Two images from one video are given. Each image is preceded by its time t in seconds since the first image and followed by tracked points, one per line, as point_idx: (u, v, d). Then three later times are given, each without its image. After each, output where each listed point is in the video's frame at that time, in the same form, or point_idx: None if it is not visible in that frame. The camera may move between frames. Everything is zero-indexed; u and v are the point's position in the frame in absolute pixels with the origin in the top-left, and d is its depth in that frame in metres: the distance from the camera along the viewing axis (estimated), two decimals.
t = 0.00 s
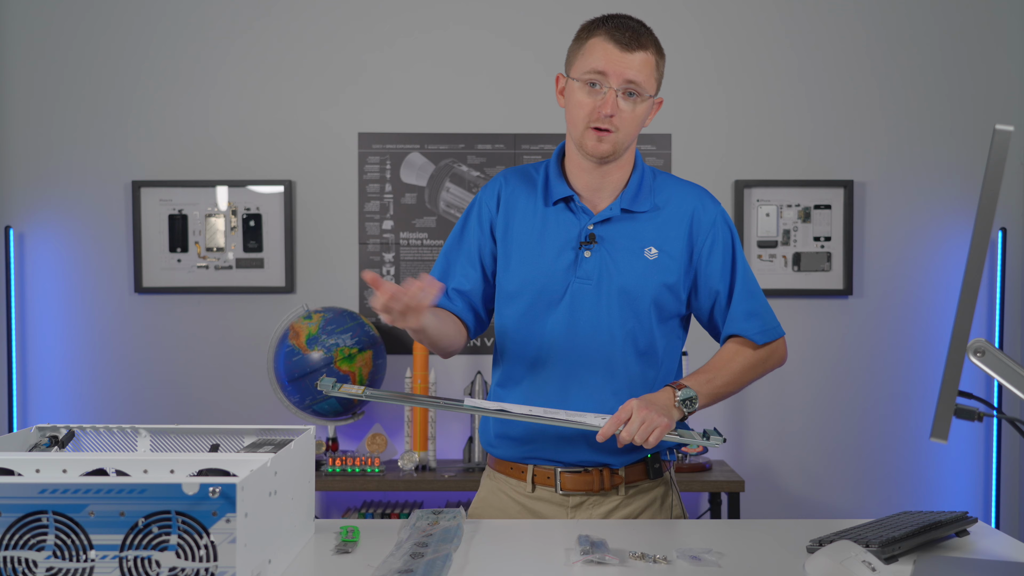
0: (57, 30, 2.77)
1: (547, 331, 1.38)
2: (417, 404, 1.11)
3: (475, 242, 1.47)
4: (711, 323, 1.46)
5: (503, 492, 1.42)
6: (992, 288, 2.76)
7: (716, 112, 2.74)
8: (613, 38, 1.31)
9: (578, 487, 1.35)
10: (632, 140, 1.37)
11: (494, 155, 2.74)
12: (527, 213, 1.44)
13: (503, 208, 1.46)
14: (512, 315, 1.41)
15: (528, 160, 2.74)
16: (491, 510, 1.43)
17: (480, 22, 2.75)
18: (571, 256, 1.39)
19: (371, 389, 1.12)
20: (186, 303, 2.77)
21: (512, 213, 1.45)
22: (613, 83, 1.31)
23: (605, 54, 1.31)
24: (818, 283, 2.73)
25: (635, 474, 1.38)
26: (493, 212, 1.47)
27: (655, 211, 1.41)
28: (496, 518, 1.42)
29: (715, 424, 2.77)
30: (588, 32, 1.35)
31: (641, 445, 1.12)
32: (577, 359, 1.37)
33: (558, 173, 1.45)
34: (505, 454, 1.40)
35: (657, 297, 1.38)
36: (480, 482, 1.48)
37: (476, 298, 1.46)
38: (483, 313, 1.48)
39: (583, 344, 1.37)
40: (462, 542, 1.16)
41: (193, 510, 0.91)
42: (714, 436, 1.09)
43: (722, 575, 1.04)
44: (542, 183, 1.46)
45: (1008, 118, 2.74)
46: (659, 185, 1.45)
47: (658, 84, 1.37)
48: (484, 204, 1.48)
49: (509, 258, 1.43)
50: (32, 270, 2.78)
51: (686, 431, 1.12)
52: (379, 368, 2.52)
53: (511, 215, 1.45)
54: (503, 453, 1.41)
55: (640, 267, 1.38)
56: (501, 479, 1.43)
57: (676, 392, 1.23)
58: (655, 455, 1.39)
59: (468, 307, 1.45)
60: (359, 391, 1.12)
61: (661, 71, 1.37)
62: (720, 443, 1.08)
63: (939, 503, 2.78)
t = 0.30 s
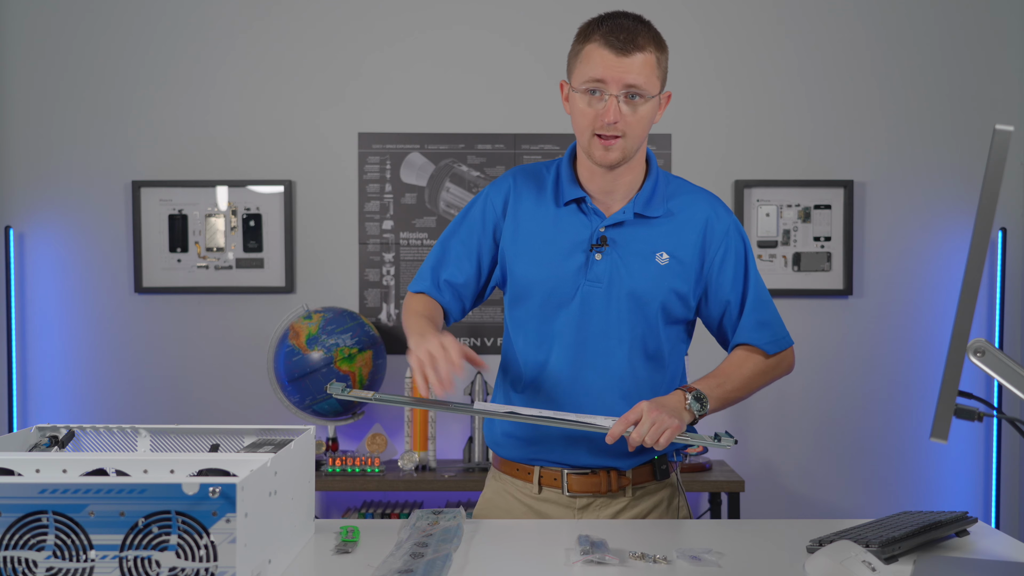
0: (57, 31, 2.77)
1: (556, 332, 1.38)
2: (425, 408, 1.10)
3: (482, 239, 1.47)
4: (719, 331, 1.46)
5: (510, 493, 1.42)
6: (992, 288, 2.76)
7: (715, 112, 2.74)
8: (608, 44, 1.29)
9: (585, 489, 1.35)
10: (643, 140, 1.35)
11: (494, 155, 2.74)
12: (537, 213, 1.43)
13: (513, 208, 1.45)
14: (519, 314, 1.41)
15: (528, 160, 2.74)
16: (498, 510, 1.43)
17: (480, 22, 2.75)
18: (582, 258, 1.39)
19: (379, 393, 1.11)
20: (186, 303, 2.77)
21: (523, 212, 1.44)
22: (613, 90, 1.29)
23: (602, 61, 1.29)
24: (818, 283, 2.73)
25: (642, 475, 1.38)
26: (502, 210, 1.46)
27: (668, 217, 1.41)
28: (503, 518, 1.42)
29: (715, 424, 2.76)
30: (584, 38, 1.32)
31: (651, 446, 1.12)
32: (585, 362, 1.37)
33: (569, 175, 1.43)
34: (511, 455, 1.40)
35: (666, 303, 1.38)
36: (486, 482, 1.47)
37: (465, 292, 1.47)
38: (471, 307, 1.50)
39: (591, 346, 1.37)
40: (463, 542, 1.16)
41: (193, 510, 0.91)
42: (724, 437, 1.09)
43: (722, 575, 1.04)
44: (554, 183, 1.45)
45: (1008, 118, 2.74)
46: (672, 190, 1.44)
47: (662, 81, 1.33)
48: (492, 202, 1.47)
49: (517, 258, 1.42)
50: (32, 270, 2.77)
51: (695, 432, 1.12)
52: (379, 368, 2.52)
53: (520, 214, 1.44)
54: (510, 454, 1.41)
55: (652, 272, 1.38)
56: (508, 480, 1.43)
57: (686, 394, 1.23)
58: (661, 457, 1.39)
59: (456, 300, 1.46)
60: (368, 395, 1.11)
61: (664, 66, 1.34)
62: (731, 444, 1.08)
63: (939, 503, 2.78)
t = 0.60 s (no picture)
0: (57, 31, 2.77)
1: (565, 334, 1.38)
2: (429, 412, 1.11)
3: (490, 244, 1.47)
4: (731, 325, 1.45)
5: (516, 492, 1.42)
6: (992, 288, 2.76)
7: (716, 112, 2.74)
8: (588, 40, 1.29)
9: (591, 489, 1.34)
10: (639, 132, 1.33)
11: (494, 155, 2.74)
12: (542, 215, 1.43)
13: (519, 211, 1.45)
14: (529, 318, 1.41)
15: (528, 160, 2.73)
16: (503, 509, 1.43)
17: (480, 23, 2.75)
18: (588, 259, 1.39)
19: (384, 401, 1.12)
20: (186, 303, 2.77)
21: (528, 215, 1.44)
22: (598, 83, 1.28)
23: (585, 56, 1.29)
24: (818, 283, 2.73)
25: (649, 476, 1.37)
26: (508, 213, 1.46)
27: (673, 214, 1.40)
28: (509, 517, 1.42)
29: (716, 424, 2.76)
30: (567, 41, 1.34)
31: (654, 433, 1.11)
32: (595, 363, 1.37)
33: (573, 176, 1.43)
34: (518, 454, 1.41)
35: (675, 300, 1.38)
36: (493, 481, 1.48)
37: (476, 297, 1.47)
38: (483, 310, 1.49)
39: (600, 347, 1.37)
40: (463, 542, 1.16)
41: (193, 510, 0.91)
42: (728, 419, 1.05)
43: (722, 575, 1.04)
44: (558, 185, 1.45)
45: (1008, 118, 2.74)
46: (677, 187, 1.44)
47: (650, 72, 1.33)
48: (498, 206, 1.47)
49: (525, 261, 1.42)
50: (32, 269, 2.77)
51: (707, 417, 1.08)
52: (379, 367, 2.52)
53: (526, 217, 1.44)
54: (518, 453, 1.41)
55: (659, 271, 1.38)
56: (514, 479, 1.43)
57: (694, 379, 1.23)
58: (668, 458, 1.38)
59: (467, 305, 1.46)
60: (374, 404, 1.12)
61: (650, 57, 1.34)
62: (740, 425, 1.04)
63: (939, 504, 2.78)
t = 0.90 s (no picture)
0: (57, 31, 2.77)
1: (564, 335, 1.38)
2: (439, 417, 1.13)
3: (490, 247, 1.48)
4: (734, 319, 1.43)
5: (515, 491, 1.42)
6: (992, 288, 2.76)
7: (716, 112, 2.74)
8: (559, 59, 1.27)
9: (589, 487, 1.35)
10: (621, 142, 1.31)
11: (494, 155, 2.74)
12: (539, 217, 1.44)
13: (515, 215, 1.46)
14: (527, 319, 1.42)
15: (528, 160, 2.73)
16: (502, 509, 1.43)
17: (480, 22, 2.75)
18: (585, 259, 1.39)
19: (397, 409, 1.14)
20: (186, 303, 2.77)
21: (525, 217, 1.45)
22: (570, 102, 1.26)
23: (558, 76, 1.26)
24: (817, 283, 2.73)
25: (647, 475, 1.36)
26: (505, 217, 1.47)
27: (669, 210, 1.39)
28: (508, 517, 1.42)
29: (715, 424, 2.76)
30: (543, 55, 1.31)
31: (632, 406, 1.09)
32: (595, 363, 1.37)
33: (569, 179, 1.44)
34: (517, 453, 1.41)
35: (673, 297, 1.37)
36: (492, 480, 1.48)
37: (476, 301, 1.47)
38: (484, 315, 1.49)
39: (599, 347, 1.37)
40: (463, 542, 1.16)
41: (193, 510, 0.91)
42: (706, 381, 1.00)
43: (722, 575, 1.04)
44: (554, 187, 1.46)
45: (1008, 118, 2.74)
46: (673, 183, 1.43)
47: (627, 80, 1.29)
48: (495, 210, 1.48)
49: (522, 264, 1.43)
50: (32, 269, 2.77)
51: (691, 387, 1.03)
52: (379, 367, 2.52)
53: (523, 220, 1.44)
54: (516, 452, 1.41)
55: (655, 268, 1.37)
56: (513, 477, 1.43)
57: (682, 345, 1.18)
58: (667, 456, 1.37)
59: (469, 310, 1.45)
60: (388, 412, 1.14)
61: (626, 64, 1.30)
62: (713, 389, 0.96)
63: (939, 504, 2.78)
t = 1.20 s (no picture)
0: (57, 31, 2.77)
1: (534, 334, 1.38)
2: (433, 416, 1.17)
3: (468, 250, 1.47)
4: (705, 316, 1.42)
5: (493, 489, 1.42)
6: (992, 288, 2.76)
7: (716, 112, 2.74)
8: (551, 64, 1.25)
9: (567, 482, 1.35)
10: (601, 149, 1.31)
11: (494, 155, 2.73)
12: (509, 218, 1.44)
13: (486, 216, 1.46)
14: (499, 320, 1.41)
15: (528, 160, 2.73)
16: (483, 507, 1.43)
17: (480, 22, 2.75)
18: (554, 257, 1.39)
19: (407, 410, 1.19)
20: (186, 303, 2.77)
21: (496, 218, 1.45)
22: (562, 111, 1.25)
23: (550, 83, 1.24)
24: (818, 283, 2.73)
25: (624, 470, 1.36)
26: (477, 219, 1.48)
27: (637, 207, 1.39)
28: (487, 515, 1.42)
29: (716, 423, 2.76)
30: (530, 55, 1.29)
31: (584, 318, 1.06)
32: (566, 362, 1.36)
33: (539, 179, 1.44)
34: (496, 452, 1.41)
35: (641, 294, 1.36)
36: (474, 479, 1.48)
37: (465, 308, 1.47)
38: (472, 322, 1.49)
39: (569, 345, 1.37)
40: (462, 542, 1.16)
41: (193, 510, 0.91)
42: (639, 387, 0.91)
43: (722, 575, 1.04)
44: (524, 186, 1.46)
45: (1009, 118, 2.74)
46: (641, 180, 1.42)
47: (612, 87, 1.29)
48: (468, 213, 1.49)
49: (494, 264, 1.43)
50: (32, 269, 2.78)
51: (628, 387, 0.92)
52: (379, 367, 2.52)
53: (494, 221, 1.45)
54: (496, 451, 1.42)
55: (623, 265, 1.37)
56: (492, 475, 1.43)
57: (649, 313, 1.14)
58: (644, 451, 1.37)
59: (457, 318, 1.45)
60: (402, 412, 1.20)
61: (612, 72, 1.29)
62: (620, 397, 0.90)
63: (939, 503, 2.78)
